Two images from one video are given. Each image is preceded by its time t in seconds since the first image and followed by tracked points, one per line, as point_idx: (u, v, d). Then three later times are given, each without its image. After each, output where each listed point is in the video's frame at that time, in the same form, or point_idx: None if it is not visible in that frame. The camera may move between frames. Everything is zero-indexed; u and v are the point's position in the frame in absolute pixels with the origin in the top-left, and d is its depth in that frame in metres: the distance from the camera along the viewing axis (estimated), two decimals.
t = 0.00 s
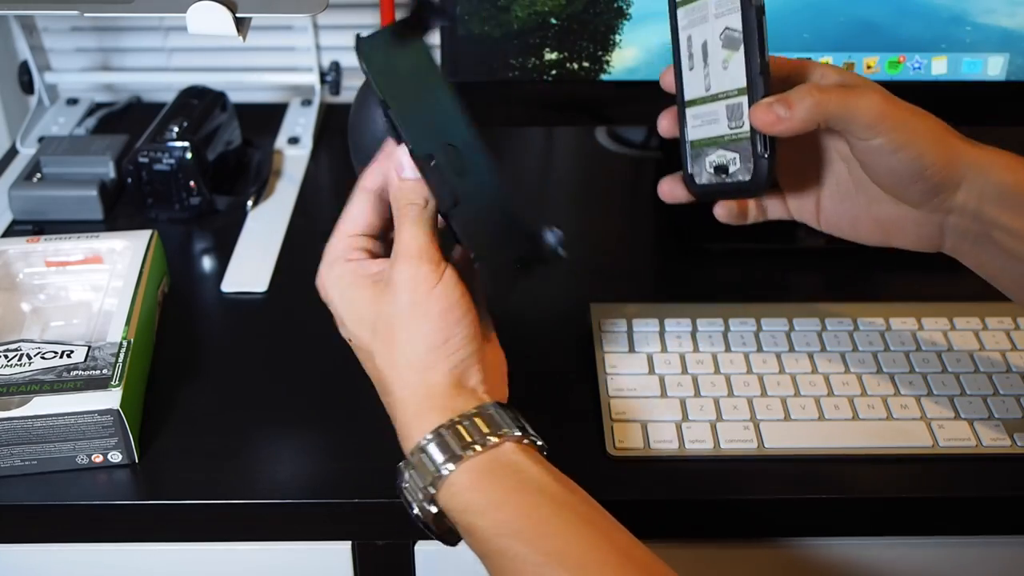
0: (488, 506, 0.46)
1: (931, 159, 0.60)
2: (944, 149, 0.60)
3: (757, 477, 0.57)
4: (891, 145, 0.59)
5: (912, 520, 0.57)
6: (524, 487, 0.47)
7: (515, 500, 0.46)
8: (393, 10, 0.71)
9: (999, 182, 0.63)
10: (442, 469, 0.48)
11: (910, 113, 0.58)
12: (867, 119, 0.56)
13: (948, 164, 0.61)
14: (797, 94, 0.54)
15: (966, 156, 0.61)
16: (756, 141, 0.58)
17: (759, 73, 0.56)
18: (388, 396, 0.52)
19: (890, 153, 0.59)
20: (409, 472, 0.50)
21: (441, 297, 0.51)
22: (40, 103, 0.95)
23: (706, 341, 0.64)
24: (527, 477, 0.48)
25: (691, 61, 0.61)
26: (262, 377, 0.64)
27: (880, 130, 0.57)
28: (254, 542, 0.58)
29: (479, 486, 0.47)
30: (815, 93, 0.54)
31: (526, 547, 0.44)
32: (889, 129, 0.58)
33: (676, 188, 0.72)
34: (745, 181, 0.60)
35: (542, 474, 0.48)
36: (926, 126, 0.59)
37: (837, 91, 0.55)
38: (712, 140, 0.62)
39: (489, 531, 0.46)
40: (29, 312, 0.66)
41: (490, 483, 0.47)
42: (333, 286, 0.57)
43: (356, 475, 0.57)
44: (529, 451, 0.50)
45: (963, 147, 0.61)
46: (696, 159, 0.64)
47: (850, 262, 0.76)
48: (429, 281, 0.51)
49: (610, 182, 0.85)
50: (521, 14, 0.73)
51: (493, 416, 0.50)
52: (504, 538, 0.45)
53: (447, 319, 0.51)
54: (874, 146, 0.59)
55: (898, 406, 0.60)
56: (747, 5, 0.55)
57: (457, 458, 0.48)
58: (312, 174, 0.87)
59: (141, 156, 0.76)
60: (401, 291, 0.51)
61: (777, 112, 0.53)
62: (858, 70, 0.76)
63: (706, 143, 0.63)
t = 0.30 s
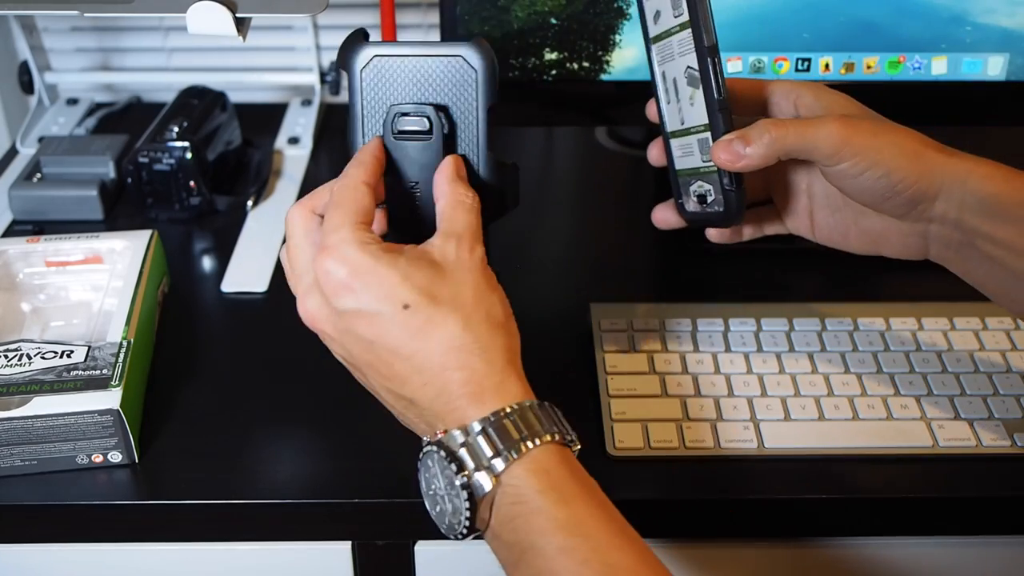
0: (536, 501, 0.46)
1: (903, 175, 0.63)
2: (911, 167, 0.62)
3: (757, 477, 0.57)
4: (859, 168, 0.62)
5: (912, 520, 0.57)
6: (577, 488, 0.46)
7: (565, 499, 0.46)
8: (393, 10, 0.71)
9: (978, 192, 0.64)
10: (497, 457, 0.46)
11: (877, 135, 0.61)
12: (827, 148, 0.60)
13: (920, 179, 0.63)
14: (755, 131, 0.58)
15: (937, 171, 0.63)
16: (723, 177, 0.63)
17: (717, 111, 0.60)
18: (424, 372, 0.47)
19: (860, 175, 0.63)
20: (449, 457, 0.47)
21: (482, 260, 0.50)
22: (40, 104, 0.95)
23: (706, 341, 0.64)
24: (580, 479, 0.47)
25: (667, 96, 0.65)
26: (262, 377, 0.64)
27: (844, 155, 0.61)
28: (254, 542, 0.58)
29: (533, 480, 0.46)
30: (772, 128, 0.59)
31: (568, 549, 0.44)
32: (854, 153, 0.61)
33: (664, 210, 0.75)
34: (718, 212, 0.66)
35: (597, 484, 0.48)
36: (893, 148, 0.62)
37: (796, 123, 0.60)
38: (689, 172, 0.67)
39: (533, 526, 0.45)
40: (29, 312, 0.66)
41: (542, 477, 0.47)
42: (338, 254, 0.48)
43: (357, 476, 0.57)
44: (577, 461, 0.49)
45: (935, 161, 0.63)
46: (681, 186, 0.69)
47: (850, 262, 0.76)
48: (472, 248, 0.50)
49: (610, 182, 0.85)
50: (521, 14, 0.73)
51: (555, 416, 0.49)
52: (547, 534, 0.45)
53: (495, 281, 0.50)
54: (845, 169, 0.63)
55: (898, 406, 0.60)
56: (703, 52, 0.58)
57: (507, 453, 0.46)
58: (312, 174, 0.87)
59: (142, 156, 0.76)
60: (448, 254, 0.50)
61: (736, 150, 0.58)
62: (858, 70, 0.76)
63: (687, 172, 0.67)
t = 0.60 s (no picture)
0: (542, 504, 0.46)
1: (900, 185, 0.63)
2: (907, 176, 0.63)
3: (757, 476, 0.57)
4: (856, 179, 0.62)
5: (913, 520, 0.57)
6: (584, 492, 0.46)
7: (572, 503, 0.45)
8: (393, 10, 0.71)
9: (975, 199, 0.64)
10: (503, 461, 0.46)
11: (872, 147, 0.62)
12: (824, 160, 0.61)
13: (917, 187, 0.63)
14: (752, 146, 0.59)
15: (934, 179, 0.63)
16: (721, 193, 0.64)
17: (709, 127, 0.60)
18: (428, 377, 0.47)
19: (857, 185, 0.63)
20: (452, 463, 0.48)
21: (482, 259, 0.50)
22: (40, 104, 0.95)
23: (706, 341, 0.64)
24: (586, 482, 0.47)
25: (655, 113, 0.66)
26: (262, 377, 0.64)
27: (841, 165, 0.61)
28: (254, 542, 0.58)
29: (536, 485, 0.46)
30: (768, 142, 0.59)
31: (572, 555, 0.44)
32: (851, 165, 0.61)
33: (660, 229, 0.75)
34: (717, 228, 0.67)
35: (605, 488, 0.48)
36: (889, 158, 0.62)
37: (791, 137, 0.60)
38: (684, 189, 0.67)
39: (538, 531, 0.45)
40: (29, 312, 0.66)
41: (549, 481, 0.46)
42: (339, 262, 0.48)
43: (357, 476, 0.57)
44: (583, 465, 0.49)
45: (931, 169, 0.63)
46: (677, 204, 0.70)
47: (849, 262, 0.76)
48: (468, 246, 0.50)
49: (610, 182, 0.85)
50: (521, 14, 0.73)
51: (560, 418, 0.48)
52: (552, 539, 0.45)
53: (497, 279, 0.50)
54: (841, 180, 0.63)
55: (898, 406, 0.60)
56: (692, 69, 0.59)
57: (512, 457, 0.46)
58: (312, 174, 0.87)
59: (142, 156, 0.76)
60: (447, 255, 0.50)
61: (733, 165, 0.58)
62: (858, 70, 0.76)
63: (682, 188, 0.68)
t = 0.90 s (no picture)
0: (492, 562, 0.47)
1: (906, 185, 0.63)
2: (914, 177, 0.63)
3: (757, 476, 0.57)
4: (863, 180, 0.62)
5: (912, 521, 0.57)
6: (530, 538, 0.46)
7: (513, 558, 0.46)
8: (393, 10, 0.71)
9: (981, 198, 0.64)
10: (466, 510, 0.47)
11: (878, 148, 0.62)
12: (833, 160, 0.60)
13: (923, 187, 0.63)
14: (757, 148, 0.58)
15: (940, 179, 0.64)
16: (727, 194, 0.63)
17: (713, 128, 0.59)
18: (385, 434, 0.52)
19: (863, 186, 0.63)
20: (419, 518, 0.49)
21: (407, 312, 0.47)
22: (40, 103, 0.95)
23: (706, 341, 0.64)
24: (547, 523, 0.47)
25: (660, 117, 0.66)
26: (262, 377, 0.64)
27: (847, 166, 0.61)
28: (254, 542, 0.58)
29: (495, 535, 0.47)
30: (774, 143, 0.58)
31: None
32: (858, 166, 0.61)
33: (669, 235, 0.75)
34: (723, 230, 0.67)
35: (563, 517, 0.47)
36: (895, 159, 0.62)
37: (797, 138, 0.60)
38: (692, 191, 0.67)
39: None
40: (29, 312, 0.66)
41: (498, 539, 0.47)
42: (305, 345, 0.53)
43: (357, 476, 0.57)
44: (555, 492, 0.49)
45: (937, 170, 0.63)
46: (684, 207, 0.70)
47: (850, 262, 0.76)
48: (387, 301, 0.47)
49: (611, 182, 0.85)
50: (521, 14, 0.73)
51: (510, 454, 0.48)
52: None
53: (418, 345, 0.47)
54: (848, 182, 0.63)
55: (898, 406, 0.60)
56: (694, 71, 0.59)
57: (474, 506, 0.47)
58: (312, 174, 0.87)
59: (141, 156, 0.76)
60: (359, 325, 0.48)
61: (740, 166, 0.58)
62: (858, 70, 0.76)
63: (689, 192, 0.68)
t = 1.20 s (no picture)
0: (490, 571, 0.48)
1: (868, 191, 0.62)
2: (871, 181, 0.62)
3: (758, 476, 0.57)
4: (822, 186, 0.62)
5: (912, 521, 0.57)
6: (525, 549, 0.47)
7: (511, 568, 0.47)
8: (393, 10, 0.71)
9: (941, 200, 0.62)
10: (463, 520, 0.48)
11: (837, 154, 0.62)
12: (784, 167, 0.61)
13: (881, 192, 0.62)
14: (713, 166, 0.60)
15: (900, 182, 0.62)
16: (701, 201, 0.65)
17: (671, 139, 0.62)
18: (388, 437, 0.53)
19: (826, 193, 0.63)
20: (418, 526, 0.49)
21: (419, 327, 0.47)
22: (40, 103, 0.95)
23: (706, 341, 0.64)
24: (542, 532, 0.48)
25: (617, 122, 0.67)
26: (262, 377, 0.64)
27: (806, 175, 0.62)
28: (254, 542, 0.58)
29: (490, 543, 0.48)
30: (732, 155, 0.60)
31: None
32: (813, 173, 0.62)
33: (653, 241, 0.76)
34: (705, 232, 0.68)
35: (559, 526, 0.48)
36: (849, 165, 0.61)
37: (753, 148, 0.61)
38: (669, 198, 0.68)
39: None
40: (29, 312, 0.66)
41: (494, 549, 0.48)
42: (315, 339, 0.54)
43: (357, 476, 0.57)
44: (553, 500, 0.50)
45: (896, 174, 0.62)
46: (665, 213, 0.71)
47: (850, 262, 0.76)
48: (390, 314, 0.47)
49: (611, 181, 0.85)
50: (521, 14, 0.73)
51: (506, 465, 0.49)
52: None
53: (421, 361, 0.47)
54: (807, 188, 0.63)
55: (898, 406, 0.60)
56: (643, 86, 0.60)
57: (471, 516, 0.48)
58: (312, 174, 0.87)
59: (141, 156, 0.76)
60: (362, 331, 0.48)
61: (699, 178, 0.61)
62: (858, 70, 0.76)
63: (663, 197, 0.69)
